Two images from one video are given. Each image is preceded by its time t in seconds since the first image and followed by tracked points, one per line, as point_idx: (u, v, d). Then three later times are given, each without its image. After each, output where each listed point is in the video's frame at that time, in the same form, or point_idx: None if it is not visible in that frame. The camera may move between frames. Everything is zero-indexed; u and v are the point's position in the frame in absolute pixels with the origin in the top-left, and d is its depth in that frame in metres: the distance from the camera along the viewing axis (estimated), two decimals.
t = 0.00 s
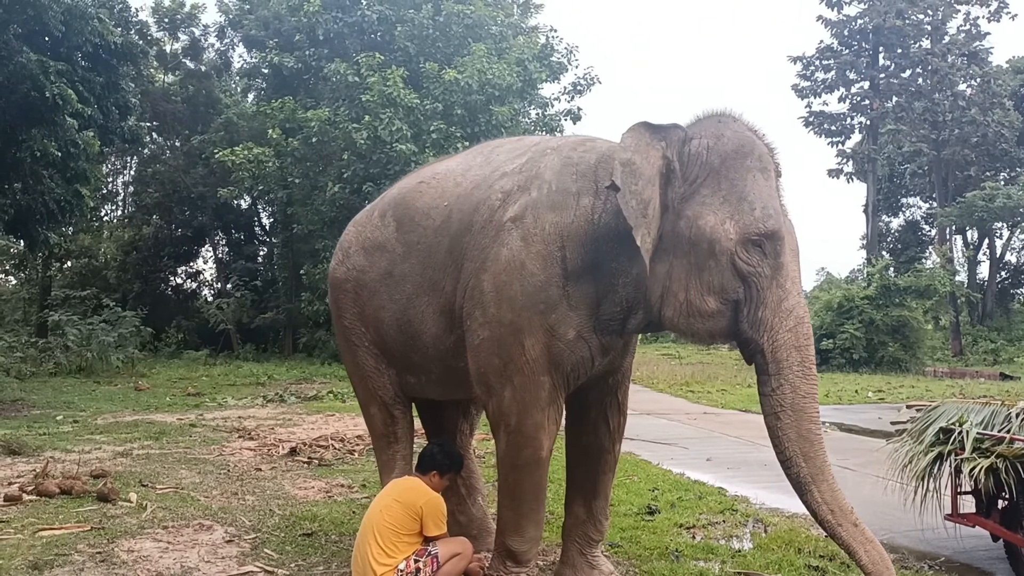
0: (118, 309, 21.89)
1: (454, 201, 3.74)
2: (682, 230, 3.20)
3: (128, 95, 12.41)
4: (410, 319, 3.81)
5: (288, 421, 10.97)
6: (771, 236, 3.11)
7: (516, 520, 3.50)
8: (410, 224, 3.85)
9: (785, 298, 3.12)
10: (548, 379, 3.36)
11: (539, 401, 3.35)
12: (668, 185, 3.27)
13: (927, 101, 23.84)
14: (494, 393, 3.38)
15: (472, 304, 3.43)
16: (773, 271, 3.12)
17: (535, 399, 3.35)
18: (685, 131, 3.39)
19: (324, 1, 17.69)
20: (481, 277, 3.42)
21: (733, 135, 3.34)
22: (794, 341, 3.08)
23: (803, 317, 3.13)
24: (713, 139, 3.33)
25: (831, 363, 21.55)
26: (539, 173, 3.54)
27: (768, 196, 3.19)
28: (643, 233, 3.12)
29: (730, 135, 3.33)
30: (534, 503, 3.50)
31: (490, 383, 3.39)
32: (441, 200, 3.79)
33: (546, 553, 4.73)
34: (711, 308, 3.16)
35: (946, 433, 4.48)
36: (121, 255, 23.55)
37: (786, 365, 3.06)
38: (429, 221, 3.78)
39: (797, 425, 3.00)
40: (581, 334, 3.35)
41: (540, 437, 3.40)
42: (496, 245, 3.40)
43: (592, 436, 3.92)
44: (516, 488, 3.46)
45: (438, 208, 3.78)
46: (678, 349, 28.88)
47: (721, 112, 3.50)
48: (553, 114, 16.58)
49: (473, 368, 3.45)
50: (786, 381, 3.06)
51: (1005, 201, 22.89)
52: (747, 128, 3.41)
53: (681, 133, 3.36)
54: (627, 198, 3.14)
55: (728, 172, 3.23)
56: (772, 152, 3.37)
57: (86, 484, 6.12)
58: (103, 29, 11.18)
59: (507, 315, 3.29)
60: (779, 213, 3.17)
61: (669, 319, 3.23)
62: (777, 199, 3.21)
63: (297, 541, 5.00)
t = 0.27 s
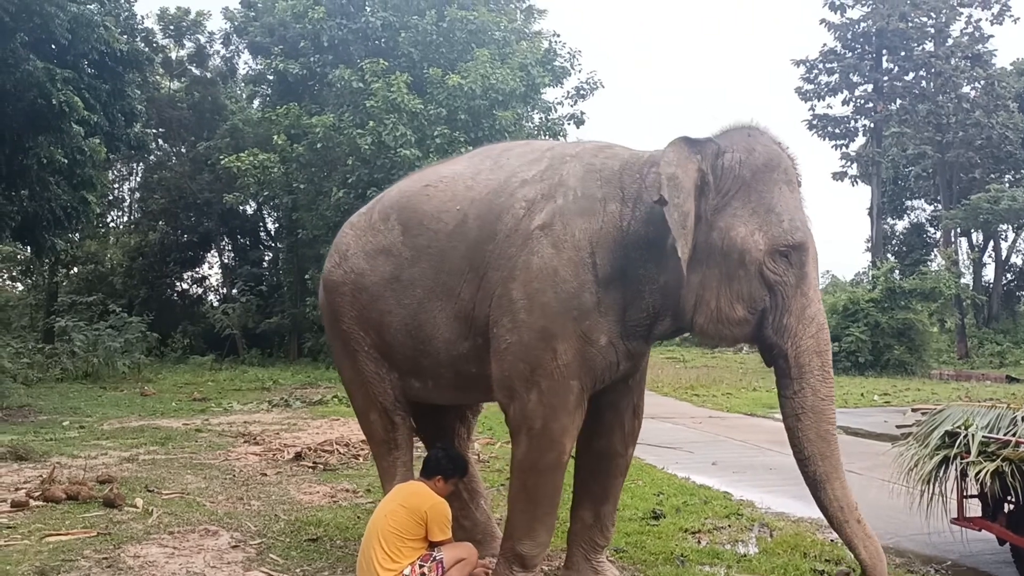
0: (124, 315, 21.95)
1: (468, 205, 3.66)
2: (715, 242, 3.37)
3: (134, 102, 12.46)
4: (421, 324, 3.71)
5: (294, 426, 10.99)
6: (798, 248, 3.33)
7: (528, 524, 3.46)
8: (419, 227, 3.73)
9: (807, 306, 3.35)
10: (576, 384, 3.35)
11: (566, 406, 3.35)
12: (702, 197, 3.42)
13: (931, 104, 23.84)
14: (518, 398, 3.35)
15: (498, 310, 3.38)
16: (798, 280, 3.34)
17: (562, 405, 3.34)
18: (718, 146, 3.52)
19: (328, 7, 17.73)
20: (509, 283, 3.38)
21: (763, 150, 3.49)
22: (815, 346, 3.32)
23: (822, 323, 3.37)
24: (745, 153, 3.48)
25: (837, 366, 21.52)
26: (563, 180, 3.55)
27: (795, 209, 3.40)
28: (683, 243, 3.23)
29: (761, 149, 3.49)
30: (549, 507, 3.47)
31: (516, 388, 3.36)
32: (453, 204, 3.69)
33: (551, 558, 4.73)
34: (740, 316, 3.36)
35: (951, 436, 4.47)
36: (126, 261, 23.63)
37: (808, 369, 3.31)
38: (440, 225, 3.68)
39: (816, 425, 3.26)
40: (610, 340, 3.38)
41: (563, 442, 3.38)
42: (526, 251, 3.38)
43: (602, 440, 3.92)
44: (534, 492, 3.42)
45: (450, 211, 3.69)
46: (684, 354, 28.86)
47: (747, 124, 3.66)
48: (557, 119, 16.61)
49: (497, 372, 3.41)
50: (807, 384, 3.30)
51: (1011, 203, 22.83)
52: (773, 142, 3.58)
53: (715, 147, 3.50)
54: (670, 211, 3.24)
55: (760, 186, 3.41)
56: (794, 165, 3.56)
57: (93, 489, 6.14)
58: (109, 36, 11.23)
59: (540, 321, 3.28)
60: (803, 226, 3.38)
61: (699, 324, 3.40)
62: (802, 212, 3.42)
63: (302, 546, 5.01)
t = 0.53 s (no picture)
0: (129, 323, 21.99)
1: (483, 212, 3.64)
2: (738, 248, 3.41)
3: (138, 111, 12.51)
4: (432, 331, 3.69)
5: (299, 433, 11.00)
6: (816, 252, 3.40)
7: (537, 527, 3.45)
8: (428, 234, 3.70)
9: (822, 307, 3.41)
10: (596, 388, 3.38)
11: (585, 410, 3.36)
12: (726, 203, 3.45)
13: (934, 104, 23.82)
14: (537, 403, 3.35)
15: (519, 317, 3.38)
16: (815, 283, 3.40)
17: (582, 409, 3.35)
18: (740, 154, 3.54)
19: (330, 14, 17.77)
20: (533, 289, 3.37)
21: (784, 157, 3.52)
22: (830, 344, 3.40)
23: (835, 323, 3.44)
24: (766, 161, 3.50)
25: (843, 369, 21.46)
26: (584, 188, 3.55)
27: (814, 214, 3.46)
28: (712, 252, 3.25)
29: (782, 156, 3.51)
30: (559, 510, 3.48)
31: (533, 390, 3.35)
32: (464, 210, 3.67)
33: (558, 562, 4.73)
34: (759, 317, 3.42)
35: (958, 437, 4.47)
36: (132, 269, 23.69)
37: (821, 368, 3.38)
38: (452, 231, 3.65)
39: (826, 419, 3.34)
40: (633, 345, 3.42)
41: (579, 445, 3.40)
42: (552, 258, 3.37)
43: (616, 442, 3.91)
44: (546, 496, 3.42)
45: (463, 218, 3.66)
46: (689, 357, 28.85)
47: (767, 130, 3.67)
48: (559, 123, 16.62)
49: (512, 376, 3.40)
50: (817, 381, 3.38)
51: (1015, 203, 22.77)
52: (794, 148, 3.60)
53: (738, 155, 3.52)
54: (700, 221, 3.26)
55: (781, 193, 3.45)
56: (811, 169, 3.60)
57: (100, 497, 6.15)
58: (113, 45, 11.26)
59: (567, 327, 3.29)
60: (820, 229, 3.44)
61: (719, 325, 3.46)
62: (818, 216, 3.48)
63: (310, 552, 5.01)
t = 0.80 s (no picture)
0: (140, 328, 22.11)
1: (499, 213, 3.64)
2: (754, 251, 3.42)
3: (147, 117, 12.59)
4: (445, 332, 3.70)
5: (311, 435, 11.04)
6: (830, 253, 3.40)
7: (550, 525, 3.46)
8: (440, 235, 3.70)
9: (834, 304, 3.41)
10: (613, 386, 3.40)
11: (601, 409, 3.39)
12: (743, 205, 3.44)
13: (942, 99, 23.72)
14: (555, 402, 3.36)
15: (537, 317, 3.40)
16: (828, 282, 3.40)
17: (598, 407, 3.38)
18: (757, 158, 3.52)
19: (335, 18, 17.83)
20: (554, 290, 3.38)
21: (801, 159, 3.50)
22: (841, 341, 3.41)
23: (846, 319, 3.44)
24: (782, 165, 3.49)
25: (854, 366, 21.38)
26: (604, 191, 3.55)
27: (830, 214, 3.45)
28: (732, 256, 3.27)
29: (799, 158, 3.49)
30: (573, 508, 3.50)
31: (551, 389, 3.36)
32: (477, 211, 3.68)
33: (571, 562, 4.74)
34: (773, 315, 3.45)
35: (971, 433, 4.45)
36: (142, 274, 23.83)
37: (832, 364, 3.40)
38: (467, 231, 3.66)
39: (833, 412, 3.37)
40: (652, 345, 3.45)
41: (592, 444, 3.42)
42: (575, 260, 3.38)
43: (629, 440, 3.92)
44: (561, 495, 3.44)
45: (480, 219, 3.66)
46: (699, 356, 28.77)
47: (784, 130, 3.64)
48: (565, 123, 16.63)
49: (527, 374, 3.41)
50: (825, 376, 3.40)
51: None
52: (812, 148, 3.58)
53: (755, 160, 3.51)
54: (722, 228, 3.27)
55: (799, 194, 3.44)
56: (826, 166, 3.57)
57: (114, 502, 6.19)
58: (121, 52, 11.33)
59: (590, 328, 3.30)
60: (833, 228, 3.43)
61: (735, 323, 3.48)
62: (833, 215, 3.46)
63: (323, 555, 5.02)
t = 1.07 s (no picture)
0: (147, 334, 22.18)
1: (510, 216, 3.64)
2: (758, 258, 3.42)
3: (151, 123, 12.64)
4: (458, 335, 3.69)
5: (318, 438, 11.06)
6: (836, 261, 3.35)
7: (561, 526, 3.45)
8: (450, 239, 3.70)
9: (840, 310, 3.39)
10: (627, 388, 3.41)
11: (614, 411, 3.39)
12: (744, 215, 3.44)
13: (947, 94, 23.64)
14: (568, 404, 3.36)
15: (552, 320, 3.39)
16: (833, 288, 3.38)
17: (612, 408, 3.38)
18: (761, 167, 3.50)
19: (338, 21, 17.83)
20: (570, 293, 3.39)
21: (806, 169, 3.45)
22: (846, 345, 3.39)
23: (852, 324, 3.41)
24: (787, 175, 3.46)
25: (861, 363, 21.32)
26: (616, 195, 3.55)
27: (835, 223, 3.40)
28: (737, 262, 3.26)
29: (803, 167, 3.45)
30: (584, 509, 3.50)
31: (564, 391, 3.36)
32: (487, 213, 3.68)
33: (580, 563, 4.74)
34: (779, 320, 3.46)
35: (980, 429, 4.43)
36: (149, 280, 23.93)
37: (836, 369, 3.38)
38: (478, 234, 3.65)
39: (838, 415, 3.36)
40: (665, 348, 3.46)
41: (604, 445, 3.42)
42: (590, 264, 3.39)
43: (637, 439, 3.92)
44: (572, 497, 3.43)
45: (490, 222, 3.66)
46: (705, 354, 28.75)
47: (792, 136, 3.60)
48: (568, 124, 16.62)
49: (541, 376, 3.41)
50: (829, 379, 3.40)
51: None
52: (819, 154, 3.53)
53: (759, 169, 3.50)
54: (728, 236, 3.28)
55: (804, 203, 3.41)
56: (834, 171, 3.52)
57: (123, 507, 6.21)
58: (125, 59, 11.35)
59: (604, 332, 3.30)
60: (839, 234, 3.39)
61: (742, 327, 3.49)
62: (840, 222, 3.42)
63: (332, 558, 5.03)
